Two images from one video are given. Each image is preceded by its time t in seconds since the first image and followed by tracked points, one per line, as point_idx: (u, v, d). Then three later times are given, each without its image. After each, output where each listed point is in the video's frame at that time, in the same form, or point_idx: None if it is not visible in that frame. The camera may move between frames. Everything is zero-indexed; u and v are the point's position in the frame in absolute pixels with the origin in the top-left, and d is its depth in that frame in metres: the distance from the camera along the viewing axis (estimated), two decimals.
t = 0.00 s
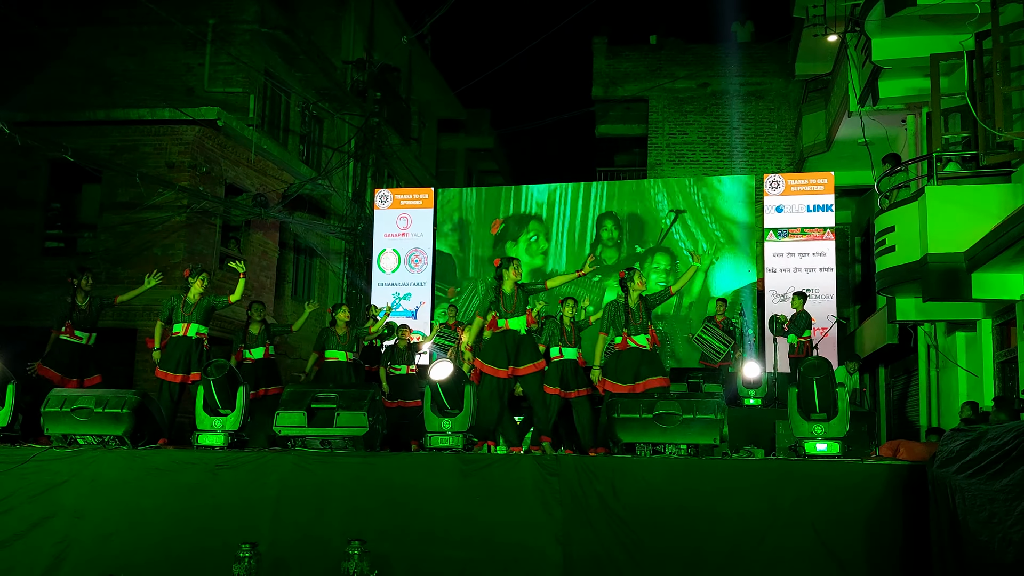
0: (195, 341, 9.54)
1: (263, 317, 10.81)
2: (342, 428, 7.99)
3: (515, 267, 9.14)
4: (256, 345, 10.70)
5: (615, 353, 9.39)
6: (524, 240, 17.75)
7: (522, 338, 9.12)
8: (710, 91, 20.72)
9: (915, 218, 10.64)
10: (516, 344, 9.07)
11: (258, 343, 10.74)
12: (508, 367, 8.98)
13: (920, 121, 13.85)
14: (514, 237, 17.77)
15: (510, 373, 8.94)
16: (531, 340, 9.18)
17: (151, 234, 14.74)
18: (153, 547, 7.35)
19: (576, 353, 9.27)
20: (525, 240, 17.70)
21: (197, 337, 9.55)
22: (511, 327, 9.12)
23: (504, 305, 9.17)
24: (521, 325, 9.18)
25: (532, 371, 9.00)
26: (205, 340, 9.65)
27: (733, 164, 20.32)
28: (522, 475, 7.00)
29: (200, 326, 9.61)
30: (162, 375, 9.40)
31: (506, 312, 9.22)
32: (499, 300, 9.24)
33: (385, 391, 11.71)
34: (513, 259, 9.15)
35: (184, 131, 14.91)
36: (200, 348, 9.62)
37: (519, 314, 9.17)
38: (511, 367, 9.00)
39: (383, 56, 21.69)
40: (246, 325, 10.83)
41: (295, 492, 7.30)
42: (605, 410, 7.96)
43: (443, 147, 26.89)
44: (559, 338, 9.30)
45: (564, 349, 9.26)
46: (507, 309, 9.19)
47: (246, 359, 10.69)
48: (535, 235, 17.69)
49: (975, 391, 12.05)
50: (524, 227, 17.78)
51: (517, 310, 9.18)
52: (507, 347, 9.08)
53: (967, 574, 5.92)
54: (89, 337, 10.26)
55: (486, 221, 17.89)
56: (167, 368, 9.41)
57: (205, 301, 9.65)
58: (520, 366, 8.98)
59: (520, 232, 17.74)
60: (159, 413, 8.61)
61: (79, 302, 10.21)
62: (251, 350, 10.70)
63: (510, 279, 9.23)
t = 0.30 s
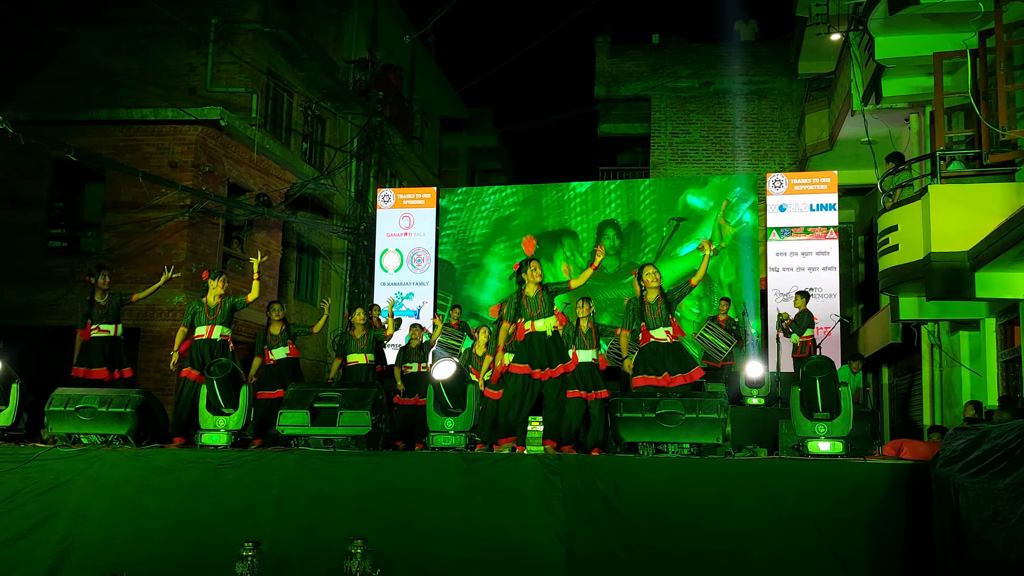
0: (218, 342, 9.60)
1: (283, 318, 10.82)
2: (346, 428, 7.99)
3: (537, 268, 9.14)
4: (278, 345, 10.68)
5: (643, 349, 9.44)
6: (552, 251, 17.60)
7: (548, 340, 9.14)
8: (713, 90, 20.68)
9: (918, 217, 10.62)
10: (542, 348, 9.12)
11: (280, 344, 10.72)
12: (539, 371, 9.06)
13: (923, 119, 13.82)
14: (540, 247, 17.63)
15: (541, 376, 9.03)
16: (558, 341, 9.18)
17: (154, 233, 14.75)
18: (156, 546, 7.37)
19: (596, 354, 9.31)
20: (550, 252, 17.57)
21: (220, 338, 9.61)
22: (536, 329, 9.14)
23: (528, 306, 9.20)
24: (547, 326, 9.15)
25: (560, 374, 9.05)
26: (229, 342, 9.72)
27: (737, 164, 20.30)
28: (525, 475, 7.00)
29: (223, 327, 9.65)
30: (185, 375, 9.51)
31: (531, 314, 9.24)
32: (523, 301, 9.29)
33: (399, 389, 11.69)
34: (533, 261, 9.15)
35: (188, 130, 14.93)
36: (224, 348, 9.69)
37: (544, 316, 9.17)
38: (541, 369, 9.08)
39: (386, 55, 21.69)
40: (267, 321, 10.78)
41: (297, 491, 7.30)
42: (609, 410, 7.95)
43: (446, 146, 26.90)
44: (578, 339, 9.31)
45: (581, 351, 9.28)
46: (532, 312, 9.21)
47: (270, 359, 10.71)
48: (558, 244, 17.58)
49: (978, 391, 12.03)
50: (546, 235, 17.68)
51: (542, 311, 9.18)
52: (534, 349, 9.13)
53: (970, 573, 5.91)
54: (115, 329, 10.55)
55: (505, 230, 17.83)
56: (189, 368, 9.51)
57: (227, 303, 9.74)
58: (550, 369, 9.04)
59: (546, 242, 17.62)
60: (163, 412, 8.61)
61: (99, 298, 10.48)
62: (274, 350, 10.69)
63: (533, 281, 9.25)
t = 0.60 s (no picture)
0: (225, 342, 9.59)
1: (296, 318, 10.91)
2: (352, 428, 8.02)
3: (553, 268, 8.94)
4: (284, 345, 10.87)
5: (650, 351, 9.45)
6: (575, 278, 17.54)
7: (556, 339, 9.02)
8: (718, 90, 20.65)
9: (923, 217, 10.62)
10: (549, 347, 9.00)
11: (290, 344, 10.88)
12: (542, 369, 9.00)
13: (929, 120, 13.79)
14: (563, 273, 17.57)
15: (545, 375, 8.96)
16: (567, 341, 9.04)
17: (160, 235, 14.80)
18: (163, 547, 7.40)
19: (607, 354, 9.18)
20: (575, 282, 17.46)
21: (226, 339, 9.60)
22: (545, 329, 9.02)
23: (541, 305, 9.07)
24: (557, 327, 9.01)
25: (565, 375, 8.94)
26: (234, 342, 9.69)
27: (742, 164, 20.29)
28: (530, 475, 7.02)
29: (229, 327, 9.66)
30: (197, 373, 9.60)
31: (542, 313, 9.11)
32: (535, 299, 9.16)
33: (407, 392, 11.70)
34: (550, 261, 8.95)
35: (194, 133, 14.98)
36: (230, 348, 9.68)
37: (555, 317, 9.03)
38: (547, 367, 8.99)
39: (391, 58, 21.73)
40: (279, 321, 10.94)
41: (304, 493, 7.33)
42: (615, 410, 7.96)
43: (451, 148, 26.93)
44: (585, 337, 9.17)
45: (582, 350, 9.15)
46: (541, 311, 9.10)
47: (276, 358, 10.89)
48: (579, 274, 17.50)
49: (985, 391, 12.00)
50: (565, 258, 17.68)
51: (552, 312, 9.04)
52: (541, 347, 9.03)
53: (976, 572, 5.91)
54: (124, 334, 10.88)
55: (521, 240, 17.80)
56: (201, 367, 9.62)
57: (235, 302, 9.73)
58: (554, 368, 8.94)
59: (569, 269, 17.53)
60: (169, 414, 8.65)
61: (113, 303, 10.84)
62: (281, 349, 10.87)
63: (548, 281, 9.09)
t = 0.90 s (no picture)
0: (231, 354, 9.56)
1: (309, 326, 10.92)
2: (368, 437, 8.02)
3: (564, 278, 8.90)
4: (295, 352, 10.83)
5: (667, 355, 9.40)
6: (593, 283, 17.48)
7: (564, 346, 9.07)
8: (733, 97, 20.59)
9: (941, 223, 10.54)
10: (556, 354, 9.05)
11: (299, 352, 10.85)
12: (546, 374, 9.06)
13: (946, 125, 13.69)
14: (580, 282, 17.46)
15: (549, 380, 9.03)
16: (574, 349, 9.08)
17: (177, 244, 14.88)
18: (181, 556, 7.42)
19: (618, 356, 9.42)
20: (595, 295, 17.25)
21: (233, 350, 9.55)
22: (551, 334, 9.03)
23: (552, 311, 9.03)
24: (563, 333, 9.00)
25: (572, 381, 8.96)
26: (240, 353, 9.61)
27: (757, 171, 20.30)
28: (547, 483, 7.01)
29: (237, 338, 9.54)
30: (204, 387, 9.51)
31: (552, 318, 9.09)
32: (547, 305, 9.12)
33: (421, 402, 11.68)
34: (560, 267, 8.89)
35: (210, 142, 15.07)
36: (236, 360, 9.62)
37: (563, 324, 9.01)
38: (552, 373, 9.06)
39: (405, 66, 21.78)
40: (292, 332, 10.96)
41: (320, 501, 7.34)
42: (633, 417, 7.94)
43: (465, 156, 26.96)
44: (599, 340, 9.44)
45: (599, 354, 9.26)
46: (552, 318, 9.07)
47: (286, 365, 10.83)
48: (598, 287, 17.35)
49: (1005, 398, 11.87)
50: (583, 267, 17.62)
51: (562, 319, 9.01)
52: (549, 352, 9.09)
53: None
54: (143, 339, 10.41)
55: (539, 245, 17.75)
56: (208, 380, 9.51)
57: (248, 315, 9.60)
58: (557, 374, 9.00)
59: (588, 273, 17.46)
60: (186, 422, 8.69)
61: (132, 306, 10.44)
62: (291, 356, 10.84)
63: (559, 288, 9.02)
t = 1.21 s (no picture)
0: (218, 375, 9.56)
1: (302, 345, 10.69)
2: (373, 451, 8.00)
3: (551, 295, 9.00)
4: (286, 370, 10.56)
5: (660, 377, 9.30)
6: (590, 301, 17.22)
7: (547, 367, 9.05)
8: (740, 115, 20.62)
9: (950, 239, 10.50)
10: (540, 373, 9.03)
11: (290, 372, 10.62)
12: (532, 397, 8.99)
13: (954, 143, 13.65)
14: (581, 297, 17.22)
15: (533, 403, 8.95)
16: (559, 369, 9.08)
17: (186, 261, 14.92)
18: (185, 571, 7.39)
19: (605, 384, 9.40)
20: (585, 315, 17.11)
21: (220, 371, 9.55)
22: (533, 354, 9.08)
23: (537, 332, 9.08)
24: (546, 354, 9.06)
25: (556, 401, 8.91)
26: (229, 374, 9.59)
27: (765, 189, 20.24)
28: (553, 498, 6.97)
29: (225, 358, 9.61)
30: (194, 408, 9.57)
31: (538, 338, 9.12)
32: (533, 324, 9.18)
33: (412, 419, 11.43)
34: (546, 284, 9.01)
35: (219, 160, 15.15)
36: (223, 381, 9.61)
37: (547, 344, 9.06)
38: (535, 395, 9.02)
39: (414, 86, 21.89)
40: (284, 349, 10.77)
41: (326, 516, 7.31)
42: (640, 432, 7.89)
43: (472, 176, 27.05)
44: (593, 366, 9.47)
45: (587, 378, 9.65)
46: (537, 337, 9.12)
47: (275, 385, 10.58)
48: (589, 305, 17.15)
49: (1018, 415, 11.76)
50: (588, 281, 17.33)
51: (548, 338, 9.05)
52: (531, 372, 9.05)
53: None
54: (131, 360, 10.37)
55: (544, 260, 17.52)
56: (199, 401, 9.57)
57: (239, 333, 9.72)
58: (543, 396, 8.95)
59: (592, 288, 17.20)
60: (191, 437, 8.66)
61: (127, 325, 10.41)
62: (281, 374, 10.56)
63: (544, 306, 9.11)
